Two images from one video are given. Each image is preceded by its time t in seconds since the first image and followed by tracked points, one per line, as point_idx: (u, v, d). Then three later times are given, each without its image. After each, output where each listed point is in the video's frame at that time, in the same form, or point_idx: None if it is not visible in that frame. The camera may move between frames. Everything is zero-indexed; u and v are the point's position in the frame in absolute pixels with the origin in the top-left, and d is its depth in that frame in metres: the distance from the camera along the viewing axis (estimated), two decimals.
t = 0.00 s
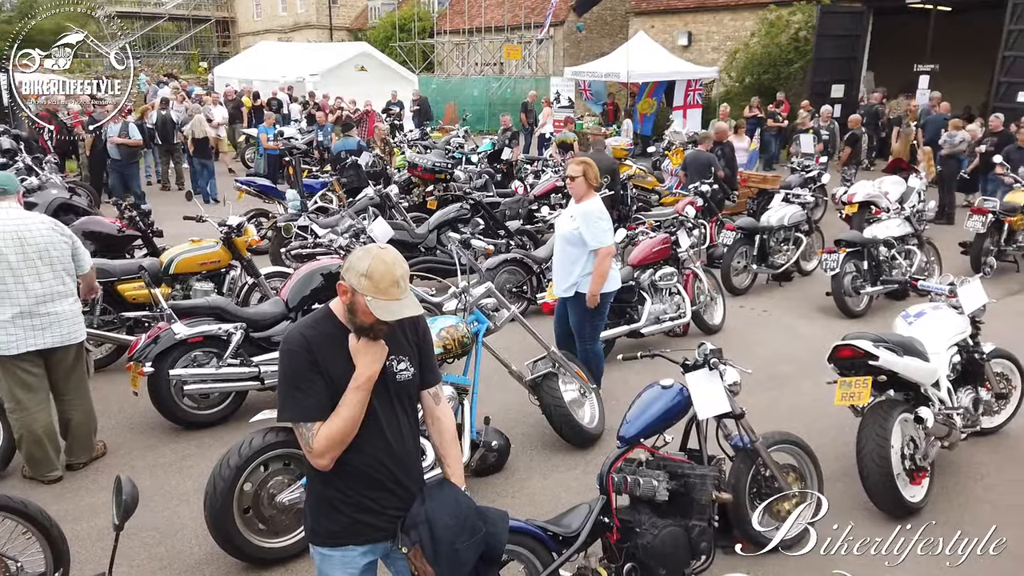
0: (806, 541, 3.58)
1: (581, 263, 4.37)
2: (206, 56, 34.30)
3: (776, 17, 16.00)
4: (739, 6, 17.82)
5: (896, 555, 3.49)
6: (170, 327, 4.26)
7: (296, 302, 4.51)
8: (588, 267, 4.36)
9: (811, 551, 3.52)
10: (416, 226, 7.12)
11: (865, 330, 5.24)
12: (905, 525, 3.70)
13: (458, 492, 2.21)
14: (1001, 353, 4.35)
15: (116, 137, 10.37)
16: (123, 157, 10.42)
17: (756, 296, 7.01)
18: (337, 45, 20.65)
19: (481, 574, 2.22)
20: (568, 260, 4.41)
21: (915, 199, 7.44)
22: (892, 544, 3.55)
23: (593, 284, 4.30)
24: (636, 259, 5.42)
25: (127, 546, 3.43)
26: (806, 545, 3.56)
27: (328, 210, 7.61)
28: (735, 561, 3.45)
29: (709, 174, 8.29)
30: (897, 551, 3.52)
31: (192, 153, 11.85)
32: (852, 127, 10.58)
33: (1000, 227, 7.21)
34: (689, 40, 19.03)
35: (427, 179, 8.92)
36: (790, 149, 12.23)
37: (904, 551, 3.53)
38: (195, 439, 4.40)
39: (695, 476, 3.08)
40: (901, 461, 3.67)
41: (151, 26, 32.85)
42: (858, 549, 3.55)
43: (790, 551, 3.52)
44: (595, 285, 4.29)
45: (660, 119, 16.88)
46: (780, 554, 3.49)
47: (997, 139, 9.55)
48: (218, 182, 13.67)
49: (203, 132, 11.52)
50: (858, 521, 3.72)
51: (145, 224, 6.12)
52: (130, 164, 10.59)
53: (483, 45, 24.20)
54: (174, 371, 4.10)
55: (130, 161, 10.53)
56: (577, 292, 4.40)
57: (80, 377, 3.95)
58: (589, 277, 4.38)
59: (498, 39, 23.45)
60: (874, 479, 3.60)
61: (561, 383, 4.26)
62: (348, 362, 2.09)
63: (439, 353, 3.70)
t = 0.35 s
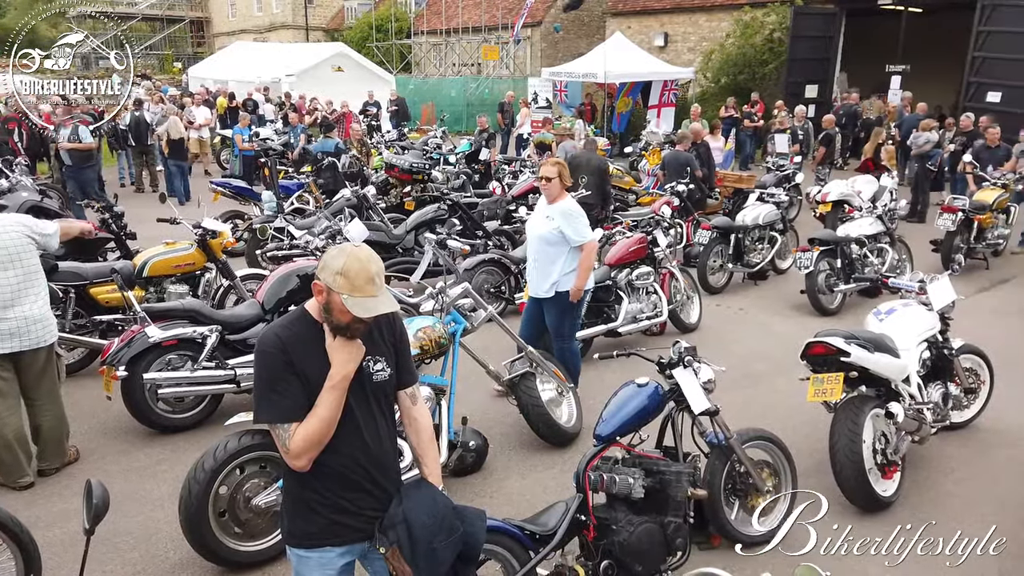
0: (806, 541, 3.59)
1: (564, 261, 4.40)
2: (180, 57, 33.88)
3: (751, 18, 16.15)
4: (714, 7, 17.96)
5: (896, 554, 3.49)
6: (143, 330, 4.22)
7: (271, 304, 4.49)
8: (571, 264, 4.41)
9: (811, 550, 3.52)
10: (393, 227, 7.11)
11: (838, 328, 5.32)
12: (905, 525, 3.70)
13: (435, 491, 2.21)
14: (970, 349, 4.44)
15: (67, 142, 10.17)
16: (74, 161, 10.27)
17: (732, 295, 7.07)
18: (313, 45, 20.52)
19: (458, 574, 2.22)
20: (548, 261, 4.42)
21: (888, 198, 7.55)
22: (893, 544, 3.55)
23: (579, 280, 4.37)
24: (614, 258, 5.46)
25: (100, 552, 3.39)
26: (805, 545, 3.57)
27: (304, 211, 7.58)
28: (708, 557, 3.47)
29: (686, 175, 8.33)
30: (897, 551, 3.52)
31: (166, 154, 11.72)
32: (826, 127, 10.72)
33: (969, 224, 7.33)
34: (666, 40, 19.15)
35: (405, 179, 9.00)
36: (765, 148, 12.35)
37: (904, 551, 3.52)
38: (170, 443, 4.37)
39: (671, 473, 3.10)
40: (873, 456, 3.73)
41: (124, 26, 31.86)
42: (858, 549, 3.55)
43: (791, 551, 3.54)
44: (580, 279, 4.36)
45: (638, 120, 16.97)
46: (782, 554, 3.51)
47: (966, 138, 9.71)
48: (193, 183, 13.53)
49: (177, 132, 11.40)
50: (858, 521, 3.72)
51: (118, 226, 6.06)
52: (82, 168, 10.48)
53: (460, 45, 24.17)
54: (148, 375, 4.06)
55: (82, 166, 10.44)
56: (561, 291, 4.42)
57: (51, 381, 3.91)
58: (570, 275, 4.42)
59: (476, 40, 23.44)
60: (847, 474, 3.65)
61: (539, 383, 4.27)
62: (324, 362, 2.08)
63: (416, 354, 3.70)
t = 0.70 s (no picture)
0: (806, 542, 3.59)
1: (530, 256, 4.40)
2: (147, 56, 33.34)
3: (720, 18, 16.31)
4: (683, 7, 18.10)
5: (896, 555, 3.48)
6: (109, 334, 4.15)
7: (241, 306, 4.45)
8: (538, 259, 4.42)
9: (811, 550, 3.52)
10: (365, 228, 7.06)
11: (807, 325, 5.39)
12: (905, 526, 3.70)
13: (409, 493, 2.20)
14: (935, 344, 4.52)
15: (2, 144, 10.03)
16: (9, 162, 10.02)
17: (703, 293, 7.14)
18: (283, 45, 20.33)
19: None
20: (515, 258, 4.41)
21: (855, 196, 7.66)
22: (892, 544, 3.54)
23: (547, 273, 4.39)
24: (586, 258, 5.52)
25: (67, 560, 3.33)
26: (805, 546, 3.56)
27: (275, 212, 7.51)
28: (682, 552, 3.51)
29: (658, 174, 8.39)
30: (897, 551, 3.51)
31: (133, 155, 11.54)
32: (794, 126, 10.86)
33: (934, 221, 7.48)
34: (637, 41, 19.28)
35: (377, 179, 9.03)
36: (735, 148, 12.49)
37: (904, 551, 3.52)
38: (139, 449, 4.30)
39: (643, 471, 3.13)
40: (842, 450, 3.80)
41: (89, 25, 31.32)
42: (858, 550, 3.54)
43: (791, 551, 3.53)
44: (547, 270, 4.39)
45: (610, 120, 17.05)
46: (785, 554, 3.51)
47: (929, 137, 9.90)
48: (160, 185, 13.35)
49: (144, 133, 11.24)
50: (860, 521, 3.72)
51: (83, 229, 5.95)
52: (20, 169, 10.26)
53: (432, 45, 24.11)
54: (115, 380, 3.99)
55: (19, 167, 10.14)
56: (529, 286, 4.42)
57: (15, 388, 3.83)
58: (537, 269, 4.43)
59: (447, 40, 23.40)
60: (816, 469, 3.70)
61: (512, 382, 4.27)
62: (296, 365, 2.06)
63: (389, 355, 3.68)
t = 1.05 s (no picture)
0: (807, 541, 3.60)
1: (485, 250, 4.40)
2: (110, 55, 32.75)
3: (688, 18, 16.44)
4: (651, 7, 18.22)
5: (896, 555, 3.49)
6: (72, 339, 4.08)
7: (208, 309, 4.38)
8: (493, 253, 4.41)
9: (811, 551, 3.52)
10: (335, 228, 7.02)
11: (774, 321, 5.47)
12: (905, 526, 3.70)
13: (378, 497, 2.19)
14: (899, 339, 4.61)
15: None
16: None
17: (673, 291, 7.21)
18: (250, 44, 20.10)
19: None
20: (470, 252, 4.40)
21: (820, 194, 7.78)
22: (893, 544, 3.56)
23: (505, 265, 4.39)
24: (556, 257, 5.56)
25: (30, 570, 3.27)
26: (806, 545, 3.58)
27: (242, 214, 7.43)
28: (655, 548, 3.54)
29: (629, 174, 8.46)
30: (897, 551, 3.52)
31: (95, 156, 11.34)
32: (761, 126, 11.00)
33: (897, 219, 7.63)
34: (606, 41, 19.37)
35: (347, 180, 8.90)
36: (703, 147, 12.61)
37: (904, 552, 3.53)
38: (104, 455, 4.23)
39: (609, 469, 3.13)
40: (808, 445, 3.86)
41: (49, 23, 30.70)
42: (858, 549, 3.55)
43: (791, 551, 3.55)
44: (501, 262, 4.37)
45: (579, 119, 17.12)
46: (785, 555, 3.51)
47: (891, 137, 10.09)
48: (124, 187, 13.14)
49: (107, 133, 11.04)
50: (859, 521, 3.72)
51: (44, 232, 5.85)
52: None
53: (401, 45, 23.99)
54: (78, 386, 3.93)
55: None
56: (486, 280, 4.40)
57: None
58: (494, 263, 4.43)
59: (417, 39, 23.30)
60: (783, 463, 3.76)
61: (483, 382, 4.27)
62: (262, 368, 2.04)
63: (358, 357, 3.67)
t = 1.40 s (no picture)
0: (807, 541, 3.61)
1: (446, 249, 4.42)
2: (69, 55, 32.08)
3: (654, 19, 16.59)
4: (618, 8, 18.34)
5: (896, 555, 3.49)
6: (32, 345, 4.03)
7: (172, 312, 4.34)
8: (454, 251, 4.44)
9: (811, 551, 3.53)
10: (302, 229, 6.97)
11: (739, 319, 5.55)
12: (906, 526, 3.71)
13: (345, 499, 2.18)
14: (860, 334, 4.70)
15: None
16: None
17: (642, 289, 7.27)
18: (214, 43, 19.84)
19: None
20: (432, 252, 4.41)
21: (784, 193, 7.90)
22: (893, 544, 3.56)
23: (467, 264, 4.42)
24: (525, 257, 5.57)
25: None
26: (806, 545, 3.58)
27: (207, 216, 7.34)
28: (624, 544, 3.57)
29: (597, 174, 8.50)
30: (897, 551, 3.53)
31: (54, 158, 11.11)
32: (726, 125, 11.14)
33: (859, 216, 7.78)
34: (573, 41, 19.44)
35: (314, 181, 8.88)
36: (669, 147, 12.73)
37: (904, 551, 3.54)
38: (66, 462, 4.15)
39: (585, 467, 3.17)
40: (774, 439, 3.92)
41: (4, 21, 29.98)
42: (858, 550, 3.56)
43: (791, 551, 3.55)
44: (462, 260, 4.40)
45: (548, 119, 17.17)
46: (786, 555, 3.51)
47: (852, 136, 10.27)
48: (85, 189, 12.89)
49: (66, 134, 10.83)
50: (859, 521, 3.74)
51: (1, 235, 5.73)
52: None
53: (368, 44, 23.86)
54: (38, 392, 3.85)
55: None
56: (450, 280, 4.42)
57: None
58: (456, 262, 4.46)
59: (384, 39, 23.18)
60: (750, 458, 3.81)
61: (453, 382, 4.26)
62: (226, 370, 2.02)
63: (326, 359, 3.66)
